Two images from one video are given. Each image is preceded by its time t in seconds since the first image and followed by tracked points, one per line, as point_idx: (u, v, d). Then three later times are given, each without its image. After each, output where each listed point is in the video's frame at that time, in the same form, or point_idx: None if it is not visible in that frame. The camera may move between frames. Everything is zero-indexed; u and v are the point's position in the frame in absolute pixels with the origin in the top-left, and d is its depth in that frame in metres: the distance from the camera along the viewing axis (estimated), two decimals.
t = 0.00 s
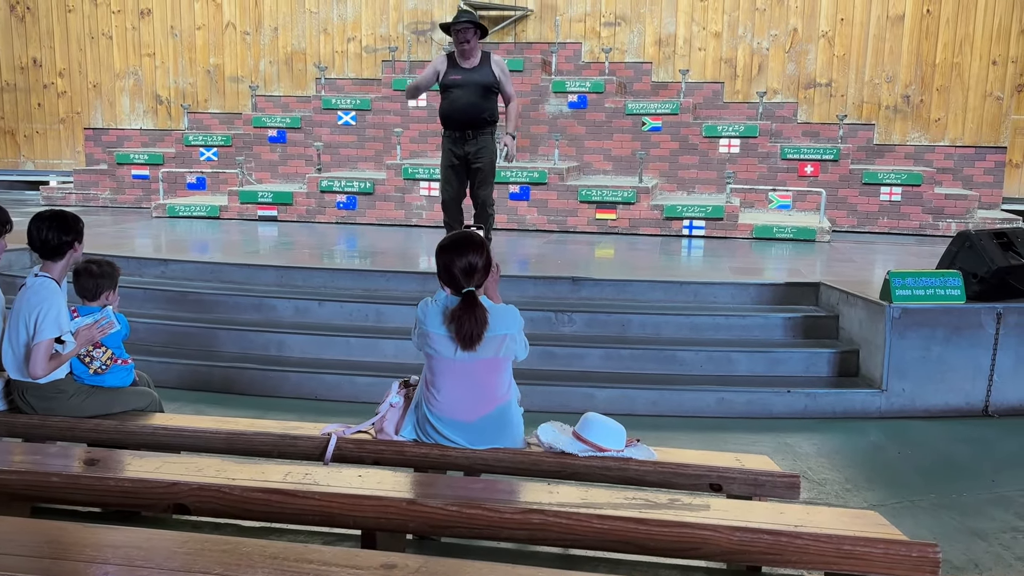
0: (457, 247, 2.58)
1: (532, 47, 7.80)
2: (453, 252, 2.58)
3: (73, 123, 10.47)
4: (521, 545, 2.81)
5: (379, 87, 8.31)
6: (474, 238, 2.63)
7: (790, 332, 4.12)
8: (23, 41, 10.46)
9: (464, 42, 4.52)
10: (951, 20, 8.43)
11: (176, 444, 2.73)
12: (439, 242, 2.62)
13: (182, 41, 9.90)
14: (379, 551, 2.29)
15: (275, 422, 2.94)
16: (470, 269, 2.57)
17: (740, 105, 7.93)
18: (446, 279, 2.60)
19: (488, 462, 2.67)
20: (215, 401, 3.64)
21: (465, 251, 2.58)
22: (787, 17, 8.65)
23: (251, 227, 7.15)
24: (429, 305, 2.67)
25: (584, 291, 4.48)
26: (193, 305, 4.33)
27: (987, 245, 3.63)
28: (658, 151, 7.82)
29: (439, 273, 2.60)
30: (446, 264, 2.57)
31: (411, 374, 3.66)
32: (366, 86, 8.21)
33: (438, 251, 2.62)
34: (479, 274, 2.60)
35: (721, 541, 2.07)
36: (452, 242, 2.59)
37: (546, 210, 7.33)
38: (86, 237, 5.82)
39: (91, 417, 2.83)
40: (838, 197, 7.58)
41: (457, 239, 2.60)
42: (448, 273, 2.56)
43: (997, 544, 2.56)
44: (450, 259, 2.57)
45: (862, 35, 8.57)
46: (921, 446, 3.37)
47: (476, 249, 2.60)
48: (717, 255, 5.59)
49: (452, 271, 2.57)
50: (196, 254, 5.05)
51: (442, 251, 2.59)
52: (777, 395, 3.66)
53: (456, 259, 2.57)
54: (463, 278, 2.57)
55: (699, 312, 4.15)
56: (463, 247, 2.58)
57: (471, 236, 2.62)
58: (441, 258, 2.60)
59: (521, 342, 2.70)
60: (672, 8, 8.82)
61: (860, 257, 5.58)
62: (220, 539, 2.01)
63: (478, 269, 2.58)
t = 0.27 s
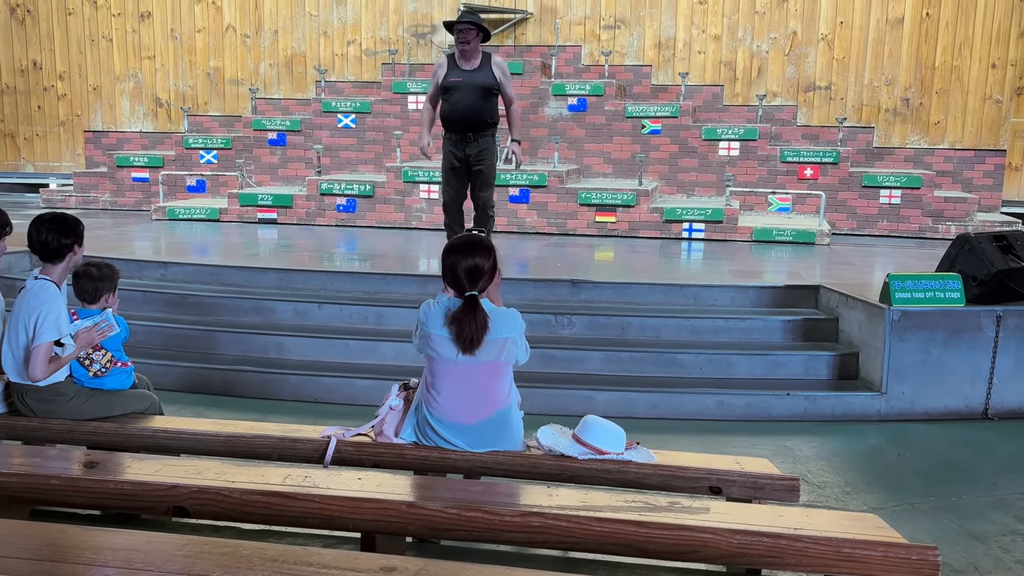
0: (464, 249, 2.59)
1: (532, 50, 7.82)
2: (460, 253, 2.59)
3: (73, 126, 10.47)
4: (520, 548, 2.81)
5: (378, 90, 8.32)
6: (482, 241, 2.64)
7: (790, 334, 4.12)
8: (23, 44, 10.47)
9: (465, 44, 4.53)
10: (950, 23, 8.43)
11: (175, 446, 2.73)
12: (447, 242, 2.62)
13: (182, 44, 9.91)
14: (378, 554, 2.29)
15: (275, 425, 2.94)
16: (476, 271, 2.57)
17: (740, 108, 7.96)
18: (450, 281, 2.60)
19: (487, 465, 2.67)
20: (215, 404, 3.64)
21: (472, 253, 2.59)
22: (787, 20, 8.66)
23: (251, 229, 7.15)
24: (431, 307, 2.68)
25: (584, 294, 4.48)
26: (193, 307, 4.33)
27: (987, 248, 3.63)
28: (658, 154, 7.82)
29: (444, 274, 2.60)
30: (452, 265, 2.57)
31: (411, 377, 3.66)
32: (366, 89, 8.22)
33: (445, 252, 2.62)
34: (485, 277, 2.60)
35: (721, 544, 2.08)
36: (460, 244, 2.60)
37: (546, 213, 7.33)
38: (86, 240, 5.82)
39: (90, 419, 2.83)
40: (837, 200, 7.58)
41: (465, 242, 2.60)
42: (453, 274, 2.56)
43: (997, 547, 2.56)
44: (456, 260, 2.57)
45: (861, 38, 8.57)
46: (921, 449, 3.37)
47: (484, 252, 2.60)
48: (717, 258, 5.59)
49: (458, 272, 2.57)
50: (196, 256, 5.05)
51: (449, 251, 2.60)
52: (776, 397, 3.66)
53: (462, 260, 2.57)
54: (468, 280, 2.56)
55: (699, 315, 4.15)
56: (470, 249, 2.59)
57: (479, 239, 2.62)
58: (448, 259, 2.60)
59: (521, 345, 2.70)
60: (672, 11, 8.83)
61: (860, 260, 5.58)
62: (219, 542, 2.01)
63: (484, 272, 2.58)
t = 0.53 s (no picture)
0: (469, 251, 2.59)
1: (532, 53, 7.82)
2: (464, 256, 2.59)
3: (73, 129, 10.47)
4: (520, 551, 2.80)
5: (378, 93, 8.33)
6: (487, 244, 2.64)
7: (790, 337, 4.12)
8: (23, 47, 10.47)
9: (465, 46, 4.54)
10: (949, 26, 8.44)
11: (175, 449, 2.72)
12: (451, 244, 2.62)
13: (182, 47, 9.92)
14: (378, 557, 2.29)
15: (275, 427, 2.94)
16: (480, 274, 2.57)
17: (739, 111, 7.96)
18: (454, 283, 2.60)
19: (487, 467, 2.67)
20: (215, 407, 3.64)
21: (476, 256, 2.59)
22: (786, 23, 8.66)
23: (251, 233, 7.16)
24: (433, 309, 2.68)
25: (584, 296, 4.48)
26: (193, 310, 4.33)
27: (986, 251, 3.64)
28: (657, 157, 7.83)
29: (448, 276, 2.60)
30: (456, 267, 2.57)
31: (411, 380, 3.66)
32: (366, 92, 8.23)
33: (449, 254, 2.62)
34: (489, 280, 2.61)
35: (721, 546, 2.07)
36: (465, 247, 2.60)
37: (546, 216, 7.33)
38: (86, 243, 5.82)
39: (90, 422, 2.83)
40: (837, 203, 7.59)
41: (470, 244, 2.61)
42: (457, 277, 2.57)
43: (997, 550, 2.56)
44: (460, 262, 2.57)
45: (861, 41, 8.58)
46: (921, 452, 3.37)
47: (488, 255, 2.61)
48: (716, 260, 5.59)
49: (461, 274, 2.58)
50: (196, 259, 5.05)
51: (453, 254, 2.60)
52: (776, 400, 3.65)
53: (466, 262, 2.57)
54: (472, 282, 2.57)
55: (698, 318, 4.15)
56: (475, 252, 2.59)
57: (484, 242, 2.63)
58: (452, 261, 2.60)
59: (523, 348, 2.71)
60: (671, 14, 8.84)
61: (859, 263, 5.58)
62: (219, 545, 2.01)
63: (488, 275, 2.58)
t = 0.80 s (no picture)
0: (470, 255, 2.59)
1: (532, 56, 7.81)
2: (465, 259, 2.59)
3: (73, 132, 10.48)
4: (520, 554, 2.80)
5: (378, 96, 8.34)
6: (489, 248, 2.64)
7: (790, 340, 4.12)
8: (23, 50, 10.48)
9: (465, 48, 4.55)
10: (949, 29, 8.45)
11: (174, 453, 2.72)
12: (452, 247, 2.63)
13: (183, 50, 9.92)
14: (378, 560, 2.28)
15: (275, 430, 2.94)
16: (482, 278, 2.57)
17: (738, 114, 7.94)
18: (455, 286, 2.61)
19: (487, 470, 2.67)
20: (215, 410, 3.64)
21: (478, 259, 2.59)
22: (786, 26, 8.67)
23: (251, 236, 7.16)
24: (434, 312, 2.68)
25: (584, 299, 4.48)
26: (193, 313, 4.33)
27: (985, 253, 3.65)
28: (657, 160, 7.83)
29: (448, 279, 2.61)
30: (457, 270, 2.57)
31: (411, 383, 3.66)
32: (366, 95, 8.24)
33: (450, 258, 2.62)
34: (489, 284, 2.61)
35: (720, 549, 2.07)
36: (467, 250, 2.60)
37: (546, 218, 7.34)
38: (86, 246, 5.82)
39: (89, 426, 2.83)
40: (837, 205, 7.59)
41: (472, 247, 2.61)
42: (458, 280, 2.57)
43: (997, 553, 2.55)
44: (461, 266, 2.57)
45: (860, 44, 8.59)
46: (921, 455, 3.37)
47: (490, 259, 2.61)
48: (716, 263, 5.58)
49: (463, 278, 2.58)
50: (196, 263, 5.05)
51: (454, 257, 2.60)
52: (776, 403, 3.65)
53: (467, 266, 2.57)
54: (473, 286, 2.57)
55: (698, 320, 4.15)
56: (477, 255, 2.59)
57: (486, 246, 2.63)
58: (452, 265, 2.60)
59: (523, 351, 2.71)
60: (671, 17, 8.85)
61: (859, 265, 5.58)
62: (218, 549, 2.01)
63: (490, 279, 2.58)
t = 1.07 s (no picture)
0: (470, 258, 2.59)
1: (532, 59, 7.82)
2: (465, 262, 2.59)
3: (74, 136, 10.48)
4: (521, 558, 2.80)
5: (379, 99, 8.33)
6: (489, 250, 2.64)
7: (790, 342, 4.12)
8: (24, 54, 10.49)
9: (467, 52, 4.55)
10: (948, 32, 8.45)
11: (175, 456, 2.72)
12: (452, 251, 2.63)
13: (183, 53, 9.93)
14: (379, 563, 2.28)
15: (275, 434, 2.94)
16: (482, 281, 2.58)
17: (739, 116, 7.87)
18: (455, 289, 2.61)
19: (488, 474, 2.67)
20: (215, 413, 3.64)
21: (478, 262, 2.60)
22: (786, 29, 8.68)
23: (252, 239, 7.16)
24: (435, 314, 2.68)
25: (584, 302, 4.48)
26: (194, 317, 4.33)
27: (986, 256, 3.67)
28: (657, 163, 7.84)
29: (449, 283, 2.61)
30: (457, 273, 2.57)
31: (411, 386, 3.66)
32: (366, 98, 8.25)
33: (450, 261, 2.62)
34: (490, 286, 2.61)
35: (721, 553, 2.07)
36: (467, 253, 2.60)
37: (547, 221, 7.34)
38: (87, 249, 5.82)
39: (91, 429, 2.83)
40: (837, 208, 7.59)
41: (472, 250, 2.61)
42: (458, 283, 2.57)
43: (998, 555, 2.56)
44: (461, 269, 2.58)
45: (860, 47, 8.60)
46: (922, 457, 3.37)
47: (490, 261, 2.61)
48: (717, 266, 5.58)
49: (463, 281, 2.58)
50: (197, 266, 5.05)
51: (454, 260, 2.60)
52: (777, 406, 3.65)
53: (467, 269, 2.57)
54: (474, 289, 2.57)
55: (699, 323, 4.15)
56: (477, 258, 2.59)
57: (486, 248, 2.63)
58: (452, 268, 2.60)
59: (524, 354, 2.71)
60: (671, 20, 8.86)
61: (859, 268, 5.58)
62: (219, 552, 2.01)
63: (490, 281, 2.58)
